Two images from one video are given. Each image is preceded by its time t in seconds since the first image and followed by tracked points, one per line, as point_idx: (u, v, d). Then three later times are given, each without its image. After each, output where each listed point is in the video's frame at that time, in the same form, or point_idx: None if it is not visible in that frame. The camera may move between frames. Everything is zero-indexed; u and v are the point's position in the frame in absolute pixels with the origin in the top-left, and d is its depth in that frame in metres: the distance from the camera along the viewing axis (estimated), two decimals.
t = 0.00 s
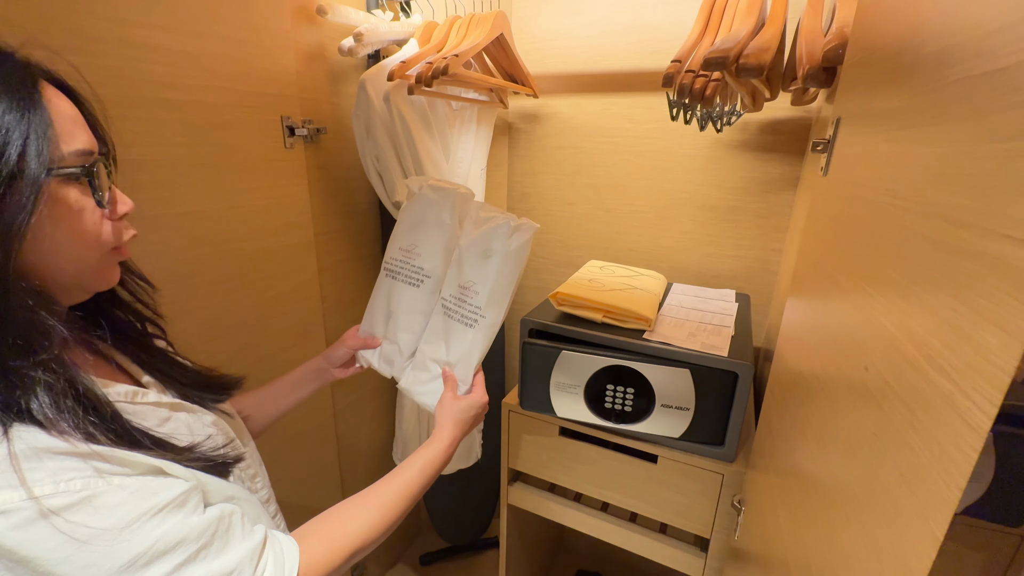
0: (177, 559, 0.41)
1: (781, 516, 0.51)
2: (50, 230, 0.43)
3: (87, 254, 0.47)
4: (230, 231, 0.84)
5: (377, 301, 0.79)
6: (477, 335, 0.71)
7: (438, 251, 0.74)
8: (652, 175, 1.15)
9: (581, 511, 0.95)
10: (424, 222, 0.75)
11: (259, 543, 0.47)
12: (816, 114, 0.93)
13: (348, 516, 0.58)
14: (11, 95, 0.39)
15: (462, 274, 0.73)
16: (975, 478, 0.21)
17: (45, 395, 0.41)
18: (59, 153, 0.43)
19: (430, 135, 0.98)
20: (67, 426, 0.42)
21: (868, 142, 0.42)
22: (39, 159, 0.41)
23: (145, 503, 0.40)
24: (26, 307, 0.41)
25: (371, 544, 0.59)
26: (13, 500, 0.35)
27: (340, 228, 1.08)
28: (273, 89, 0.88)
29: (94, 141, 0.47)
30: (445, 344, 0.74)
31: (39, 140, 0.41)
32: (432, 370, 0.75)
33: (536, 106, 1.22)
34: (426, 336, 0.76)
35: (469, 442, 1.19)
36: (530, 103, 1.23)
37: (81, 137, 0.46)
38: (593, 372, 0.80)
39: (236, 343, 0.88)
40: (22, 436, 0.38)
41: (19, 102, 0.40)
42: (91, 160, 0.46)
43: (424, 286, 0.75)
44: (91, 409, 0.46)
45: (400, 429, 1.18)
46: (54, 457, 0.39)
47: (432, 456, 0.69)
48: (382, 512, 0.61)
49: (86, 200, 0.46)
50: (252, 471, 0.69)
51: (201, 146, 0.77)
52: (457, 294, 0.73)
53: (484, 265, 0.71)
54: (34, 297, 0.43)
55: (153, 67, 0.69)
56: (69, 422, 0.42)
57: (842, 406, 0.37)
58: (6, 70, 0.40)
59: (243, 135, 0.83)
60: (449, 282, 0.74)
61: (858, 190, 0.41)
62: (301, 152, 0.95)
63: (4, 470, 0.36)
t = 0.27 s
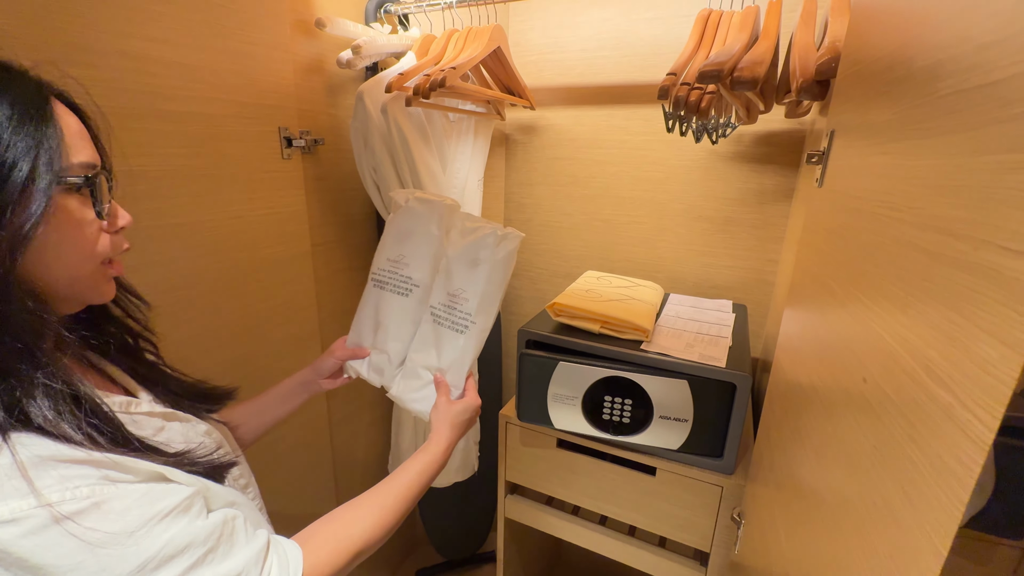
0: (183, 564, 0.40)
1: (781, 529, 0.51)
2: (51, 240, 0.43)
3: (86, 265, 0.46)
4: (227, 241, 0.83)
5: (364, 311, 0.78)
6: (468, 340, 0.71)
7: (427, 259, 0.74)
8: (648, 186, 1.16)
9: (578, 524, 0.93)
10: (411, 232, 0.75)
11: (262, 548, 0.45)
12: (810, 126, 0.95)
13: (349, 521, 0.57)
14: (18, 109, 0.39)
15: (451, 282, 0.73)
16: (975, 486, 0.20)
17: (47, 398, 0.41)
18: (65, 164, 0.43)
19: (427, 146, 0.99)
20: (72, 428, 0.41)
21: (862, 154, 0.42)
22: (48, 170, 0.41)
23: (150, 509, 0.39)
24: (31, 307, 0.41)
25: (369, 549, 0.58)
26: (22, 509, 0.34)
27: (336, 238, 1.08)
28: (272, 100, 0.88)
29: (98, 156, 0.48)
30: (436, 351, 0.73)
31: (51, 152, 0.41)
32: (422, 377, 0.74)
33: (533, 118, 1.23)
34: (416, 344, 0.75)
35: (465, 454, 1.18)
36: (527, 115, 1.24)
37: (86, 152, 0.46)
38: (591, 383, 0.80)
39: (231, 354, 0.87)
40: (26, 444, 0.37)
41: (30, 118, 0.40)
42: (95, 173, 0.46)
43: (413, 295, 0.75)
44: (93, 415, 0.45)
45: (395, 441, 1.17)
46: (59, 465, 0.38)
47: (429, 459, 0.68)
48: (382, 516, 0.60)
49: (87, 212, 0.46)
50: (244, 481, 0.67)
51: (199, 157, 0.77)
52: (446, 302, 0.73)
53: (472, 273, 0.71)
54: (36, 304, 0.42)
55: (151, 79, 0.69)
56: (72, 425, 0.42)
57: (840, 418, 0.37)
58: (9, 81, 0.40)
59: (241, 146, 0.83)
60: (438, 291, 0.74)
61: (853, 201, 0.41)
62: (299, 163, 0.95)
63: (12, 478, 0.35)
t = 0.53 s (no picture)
0: (192, 570, 0.39)
1: (781, 539, 0.50)
2: (51, 250, 0.43)
3: (85, 274, 0.46)
4: (223, 249, 0.83)
5: (350, 319, 0.77)
6: (460, 345, 0.71)
7: (414, 266, 0.74)
8: (645, 194, 1.16)
9: (577, 534, 0.93)
10: (397, 239, 0.75)
11: (267, 552, 0.44)
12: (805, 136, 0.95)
13: (351, 522, 0.56)
14: (17, 117, 0.39)
15: (439, 289, 0.73)
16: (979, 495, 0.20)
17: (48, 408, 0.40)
18: (64, 172, 0.43)
19: (425, 154, 0.99)
20: (73, 436, 0.41)
21: (858, 163, 0.42)
22: (52, 180, 0.40)
23: (157, 515, 0.38)
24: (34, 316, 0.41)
25: (371, 551, 0.57)
26: (31, 519, 0.33)
27: (333, 246, 1.07)
28: (270, 108, 0.88)
29: (92, 164, 0.47)
30: (427, 356, 0.73)
31: (54, 161, 0.40)
32: (414, 383, 0.73)
33: (530, 127, 1.24)
34: (405, 351, 0.74)
35: (462, 463, 1.17)
36: (525, 123, 1.24)
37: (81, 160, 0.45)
38: (589, 391, 0.79)
39: (226, 363, 0.86)
40: (28, 455, 0.36)
41: (33, 126, 0.40)
42: (92, 182, 0.46)
43: (400, 302, 0.74)
44: (91, 424, 0.45)
45: (392, 450, 1.16)
46: (63, 476, 0.37)
47: (427, 462, 0.67)
48: (383, 519, 0.59)
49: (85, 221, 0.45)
50: (239, 490, 0.66)
51: (196, 164, 0.76)
52: (435, 308, 0.73)
53: (462, 280, 0.72)
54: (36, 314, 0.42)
55: (149, 87, 0.69)
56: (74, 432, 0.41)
57: (841, 426, 0.37)
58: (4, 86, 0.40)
59: (238, 154, 0.83)
60: (426, 298, 0.74)
61: (851, 210, 0.42)
62: (296, 171, 0.95)
63: (19, 489, 0.34)
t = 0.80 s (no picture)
0: None
1: (786, 545, 0.50)
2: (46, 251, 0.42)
3: (80, 277, 0.45)
4: (219, 253, 0.82)
5: (340, 320, 0.75)
6: (454, 345, 0.71)
7: (406, 266, 0.73)
8: (644, 198, 1.16)
9: (576, 541, 0.92)
10: (388, 239, 0.74)
11: (267, 556, 0.43)
12: (803, 140, 0.96)
13: (352, 523, 0.55)
14: (12, 116, 0.38)
15: (432, 289, 0.72)
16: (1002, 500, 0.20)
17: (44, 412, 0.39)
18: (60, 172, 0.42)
19: (424, 157, 0.98)
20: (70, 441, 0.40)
21: (862, 165, 0.42)
22: (48, 179, 0.39)
23: (157, 521, 0.38)
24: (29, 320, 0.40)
25: (371, 552, 0.56)
26: (30, 527, 0.33)
27: (331, 249, 1.07)
28: (267, 111, 0.87)
29: (86, 164, 0.46)
30: (420, 357, 0.72)
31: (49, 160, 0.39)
32: (408, 384, 0.72)
33: (529, 131, 1.24)
34: (398, 351, 0.73)
35: (460, 468, 1.16)
36: (523, 127, 1.24)
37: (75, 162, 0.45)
38: (590, 396, 0.79)
39: (222, 368, 0.85)
40: (24, 461, 0.35)
41: (28, 124, 0.39)
42: (87, 182, 0.45)
43: (392, 303, 0.73)
44: (87, 428, 0.44)
45: (389, 456, 1.15)
46: (60, 482, 0.36)
47: (425, 461, 0.66)
48: (383, 520, 0.58)
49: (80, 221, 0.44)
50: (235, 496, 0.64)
51: (193, 167, 0.76)
52: (428, 308, 0.72)
53: (454, 280, 0.71)
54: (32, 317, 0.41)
55: (146, 88, 0.68)
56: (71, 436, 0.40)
57: (849, 431, 0.36)
58: None
59: (235, 156, 0.82)
60: (418, 298, 0.73)
61: (855, 212, 0.41)
62: (294, 174, 0.94)
63: (17, 496, 0.33)
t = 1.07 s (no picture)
0: None
1: (794, 548, 0.49)
2: (39, 246, 0.41)
3: (74, 274, 0.44)
4: (217, 253, 0.81)
5: (336, 318, 0.75)
6: (452, 342, 0.70)
7: (401, 262, 0.72)
8: (644, 200, 1.16)
9: (577, 544, 0.91)
10: (383, 236, 0.73)
11: (266, 557, 0.42)
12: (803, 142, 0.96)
13: (352, 523, 0.54)
14: (4, 108, 0.37)
15: (428, 285, 0.71)
16: None
17: (38, 412, 0.38)
18: (54, 166, 0.41)
19: (424, 158, 0.98)
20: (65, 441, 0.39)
21: (870, 164, 0.42)
22: (42, 173, 0.39)
23: (154, 523, 0.37)
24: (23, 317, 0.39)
25: (371, 553, 0.55)
26: (22, 531, 0.31)
27: (329, 250, 1.06)
28: (267, 111, 0.87)
29: (80, 160, 0.46)
30: (418, 354, 0.72)
31: (42, 154, 0.39)
32: (406, 382, 0.72)
33: (528, 132, 1.24)
34: (395, 349, 0.73)
35: (459, 472, 1.15)
36: (523, 129, 1.24)
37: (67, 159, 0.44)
38: (592, 398, 0.78)
39: (219, 370, 0.84)
40: (17, 462, 0.34)
41: (21, 117, 0.38)
42: (81, 177, 0.45)
43: (388, 300, 0.72)
44: (81, 428, 0.43)
45: (387, 459, 1.14)
46: (54, 485, 0.35)
47: (424, 460, 0.65)
48: (383, 520, 0.57)
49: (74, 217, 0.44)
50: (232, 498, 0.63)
51: (191, 166, 0.75)
52: (425, 305, 0.71)
53: (450, 276, 0.70)
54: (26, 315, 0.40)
55: (144, 86, 0.68)
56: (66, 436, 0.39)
57: (861, 431, 0.36)
58: None
59: (234, 156, 0.82)
60: (414, 294, 0.73)
61: (863, 212, 0.41)
62: (293, 174, 0.94)
63: (8, 499, 0.32)
